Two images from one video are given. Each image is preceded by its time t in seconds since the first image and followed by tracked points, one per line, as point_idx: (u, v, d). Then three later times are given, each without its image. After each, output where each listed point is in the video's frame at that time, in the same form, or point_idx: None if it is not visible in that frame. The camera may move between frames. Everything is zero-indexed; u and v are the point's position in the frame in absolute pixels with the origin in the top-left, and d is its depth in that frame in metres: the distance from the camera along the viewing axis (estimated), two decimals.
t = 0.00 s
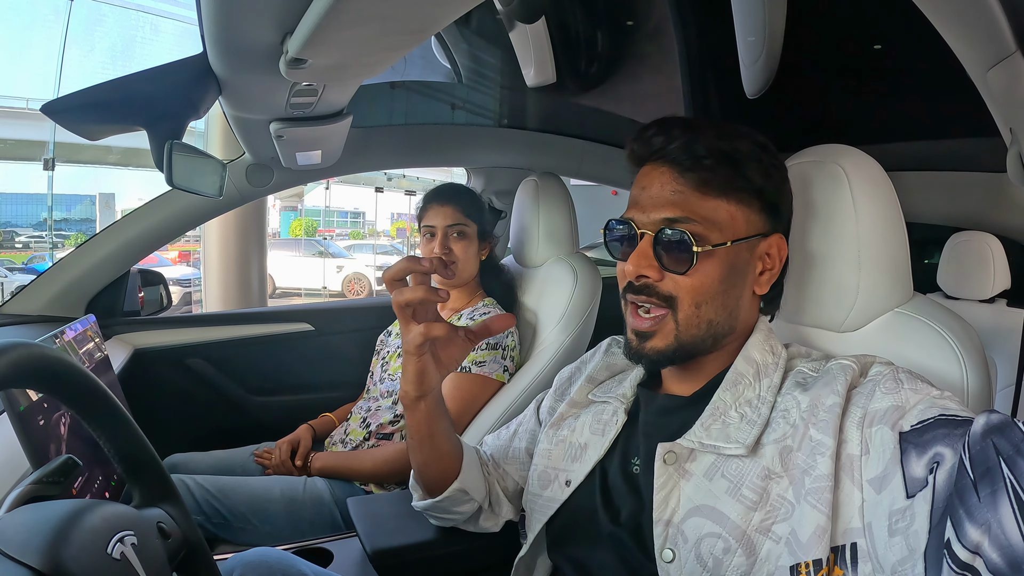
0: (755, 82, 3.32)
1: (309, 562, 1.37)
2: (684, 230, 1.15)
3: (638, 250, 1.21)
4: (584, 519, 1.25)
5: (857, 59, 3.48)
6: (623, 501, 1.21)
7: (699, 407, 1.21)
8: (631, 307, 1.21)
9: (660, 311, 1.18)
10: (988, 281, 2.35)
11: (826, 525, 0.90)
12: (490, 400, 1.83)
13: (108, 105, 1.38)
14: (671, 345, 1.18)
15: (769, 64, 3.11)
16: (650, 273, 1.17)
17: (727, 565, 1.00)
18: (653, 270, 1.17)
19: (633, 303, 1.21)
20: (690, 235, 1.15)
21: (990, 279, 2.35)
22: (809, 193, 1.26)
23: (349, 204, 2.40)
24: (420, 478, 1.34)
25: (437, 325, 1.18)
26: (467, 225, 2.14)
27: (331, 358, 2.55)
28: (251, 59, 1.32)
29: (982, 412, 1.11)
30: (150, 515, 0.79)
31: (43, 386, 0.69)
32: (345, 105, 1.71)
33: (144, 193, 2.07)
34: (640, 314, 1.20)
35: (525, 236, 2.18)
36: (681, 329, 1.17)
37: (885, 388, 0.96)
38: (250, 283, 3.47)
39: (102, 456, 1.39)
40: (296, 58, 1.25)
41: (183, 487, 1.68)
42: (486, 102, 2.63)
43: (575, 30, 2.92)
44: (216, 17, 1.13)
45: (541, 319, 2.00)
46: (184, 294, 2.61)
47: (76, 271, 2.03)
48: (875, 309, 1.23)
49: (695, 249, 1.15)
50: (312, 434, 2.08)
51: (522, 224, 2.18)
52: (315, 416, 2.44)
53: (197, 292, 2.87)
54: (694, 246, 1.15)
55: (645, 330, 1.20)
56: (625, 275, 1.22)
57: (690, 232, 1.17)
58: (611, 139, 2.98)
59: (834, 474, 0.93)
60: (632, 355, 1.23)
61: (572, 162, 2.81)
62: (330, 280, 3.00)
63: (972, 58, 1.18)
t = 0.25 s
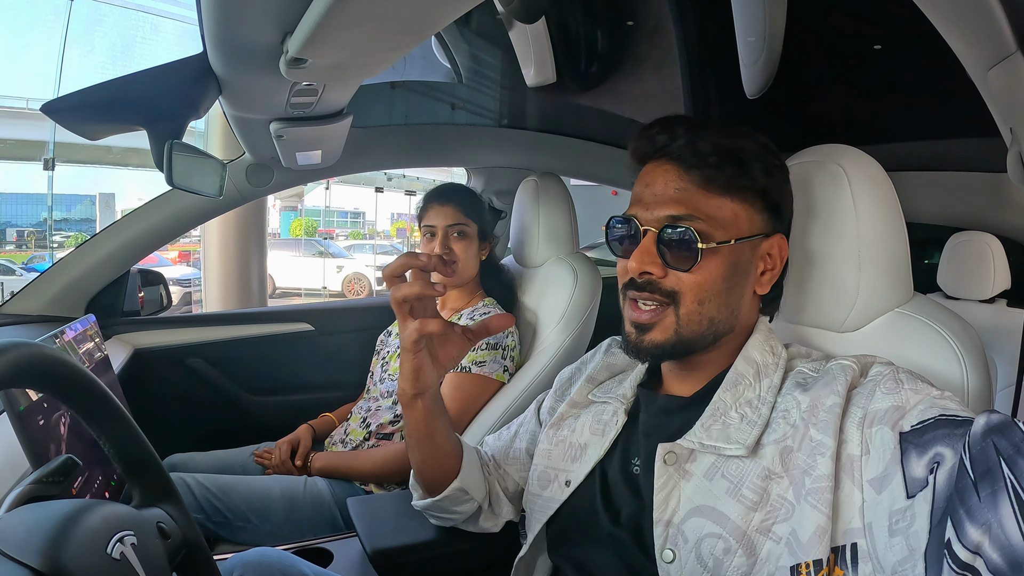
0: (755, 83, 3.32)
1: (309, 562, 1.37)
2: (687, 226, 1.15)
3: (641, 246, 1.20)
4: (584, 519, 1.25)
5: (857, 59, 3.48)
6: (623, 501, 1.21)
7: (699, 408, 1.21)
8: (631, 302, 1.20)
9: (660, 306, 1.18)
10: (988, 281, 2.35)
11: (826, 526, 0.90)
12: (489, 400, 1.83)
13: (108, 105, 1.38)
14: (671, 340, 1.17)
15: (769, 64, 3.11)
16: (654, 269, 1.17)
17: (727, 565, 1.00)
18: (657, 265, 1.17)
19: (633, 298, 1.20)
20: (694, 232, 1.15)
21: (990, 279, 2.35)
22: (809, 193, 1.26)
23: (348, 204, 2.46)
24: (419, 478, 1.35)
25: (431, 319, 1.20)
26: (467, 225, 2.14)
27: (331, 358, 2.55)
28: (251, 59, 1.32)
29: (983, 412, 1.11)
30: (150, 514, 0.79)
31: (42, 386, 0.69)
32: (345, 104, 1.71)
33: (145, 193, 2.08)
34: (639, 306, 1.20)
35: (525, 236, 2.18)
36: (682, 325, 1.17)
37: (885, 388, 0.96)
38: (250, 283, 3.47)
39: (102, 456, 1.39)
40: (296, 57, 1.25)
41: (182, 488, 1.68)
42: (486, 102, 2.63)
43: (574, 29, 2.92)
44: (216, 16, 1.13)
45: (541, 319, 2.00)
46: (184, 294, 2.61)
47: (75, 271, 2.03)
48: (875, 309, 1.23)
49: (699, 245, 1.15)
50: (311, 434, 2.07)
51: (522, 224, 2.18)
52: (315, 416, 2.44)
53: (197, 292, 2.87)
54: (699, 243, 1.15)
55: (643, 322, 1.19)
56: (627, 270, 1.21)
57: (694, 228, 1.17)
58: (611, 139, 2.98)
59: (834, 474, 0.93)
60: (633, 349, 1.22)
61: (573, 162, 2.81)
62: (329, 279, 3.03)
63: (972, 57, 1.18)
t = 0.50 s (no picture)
0: (755, 83, 3.33)
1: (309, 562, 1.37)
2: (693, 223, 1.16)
3: (646, 244, 1.21)
4: (583, 519, 1.25)
5: (857, 59, 3.48)
6: (622, 501, 1.21)
7: (699, 408, 1.21)
8: (635, 299, 1.21)
9: (663, 303, 1.18)
10: (988, 281, 2.35)
11: (825, 526, 0.90)
12: (489, 400, 1.83)
13: (109, 105, 1.38)
14: (674, 338, 1.18)
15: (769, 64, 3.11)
16: (658, 267, 1.18)
17: (727, 565, 1.00)
18: (660, 263, 1.18)
19: (636, 295, 1.21)
20: (700, 230, 1.16)
21: (990, 279, 2.35)
22: (810, 193, 1.26)
23: (349, 205, 2.48)
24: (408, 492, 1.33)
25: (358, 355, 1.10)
26: (467, 225, 2.14)
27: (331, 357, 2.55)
28: (252, 59, 1.32)
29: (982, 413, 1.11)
30: (150, 514, 0.79)
31: (43, 385, 0.69)
32: (345, 104, 1.71)
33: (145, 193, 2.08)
34: (643, 305, 1.20)
35: (525, 236, 2.18)
36: (685, 323, 1.17)
37: (884, 389, 0.96)
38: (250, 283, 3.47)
39: (102, 455, 1.39)
40: (297, 57, 1.25)
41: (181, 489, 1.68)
42: (486, 103, 2.63)
43: (575, 30, 2.92)
44: (217, 16, 1.13)
45: (541, 319, 2.00)
46: (185, 294, 2.61)
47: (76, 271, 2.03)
48: (875, 309, 1.23)
49: (704, 242, 1.15)
50: (311, 434, 2.08)
51: (523, 224, 2.18)
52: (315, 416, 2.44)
53: (197, 292, 2.87)
54: (704, 241, 1.15)
55: (647, 319, 1.19)
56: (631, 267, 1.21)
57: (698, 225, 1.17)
58: (611, 139, 2.99)
59: (834, 475, 0.93)
60: (636, 348, 1.23)
61: (573, 162, 2.81)
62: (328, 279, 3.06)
63: (972, 58, 1.18)
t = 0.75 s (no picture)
0: (754, 84, 3.33)
1: (309, 562, 1.37)
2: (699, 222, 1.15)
3: (648, 241, 1.20)
4: (583, 519, 1.25)
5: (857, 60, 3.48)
6: (622, 501, 1.21)
7: (699, 407, 1.21)
8: (639, 299, 1.21)
9: (666, 303, 1.18)
10: (988, 282, 2.35)
11: (825, 526, 0.90)
12: (489, 400, 1.83)
13: (109, 104, 1.38)
14: (677, 339, 1.18)
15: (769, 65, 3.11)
16: (661, 265, 1.17)
17: (727, 566, 1.00)
18: (663, 261, 1.17)
19: (639, 295, 1.21)
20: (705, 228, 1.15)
21: (990, 280, 2.35)
22: (809, 193, 1.26)
23: (349, 205, 2.48)
24: (426, 475, 1.36)
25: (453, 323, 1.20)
26: (467, 225, 2.14)
27: (331, 357, 2.55)
28: (252, 59, 1.32)
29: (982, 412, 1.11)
30: (150, 513, 0.79)
31: (43, 384, 0.69)
32: (345, 104, 1.71)
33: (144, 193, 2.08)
34: (646, 305, 1.20)
35: (525, 236, 2.18)
36: (688, 323, 1.17)
37: (884, 389, 0.96)
38: (250, 284, 3.47)
39: (102, 455, 1.39)
40: (297, 57, 1.25)
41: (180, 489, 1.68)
42: (486, 103, 2.64)
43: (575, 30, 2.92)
44: (217, 16, 1.13)
45: (541, 319, 2.00)
46: (184, 294, 2.61)
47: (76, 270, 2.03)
48: (875, 309, 1.23)
49: (708, 241, 1.15)
50: (311, 434, 2.07)
51: (522, 224, 2.18)
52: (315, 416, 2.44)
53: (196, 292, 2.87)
54: (709, 239, 1.15)
55: (650, 320, 1.19)
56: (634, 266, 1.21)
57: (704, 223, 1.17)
58: (611, 140, 2.99)
59: (833, 475, 0.93)
60: (638, 348, 1.23)
61: (572, 162, 2.81)
62: (329, 279, 3.11)
63: (973, 58, 1.18)
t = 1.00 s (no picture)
0: (754, 85, 3.33)
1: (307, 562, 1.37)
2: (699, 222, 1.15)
3: (648, 241, 1.19)
4: (582, 520, 1.25)
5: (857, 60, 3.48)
6: (621, 502, 1.21)
7: (697, 408, 1.21)
8: (637, 299, 1.20)
9: (665, 304, 1.17)
10: (988, 283, 2.35)
11: (824, 527, 0.90)
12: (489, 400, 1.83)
13: (108, 104, 1.38)
14: (675, 340, 1.18)
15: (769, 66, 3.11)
16: (661, 265, 1.16)
17: (726, 567, 1.00)
18: (663, 261, 1.17)
19: (637, 295, 1.20)
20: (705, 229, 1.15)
21: (989, 281, 2.34)
22: (809, 194, 1.26)
23: (348, 204, 2.52)
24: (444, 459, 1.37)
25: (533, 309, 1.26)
26: (467, 225, 2.15)
27: (330, 357, 2.56)
28: (252, 58, 1.32)
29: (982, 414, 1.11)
30: (149, 513, 0.79)
31: (42, 384, 0.69)
32: (345, 104, 1.71)
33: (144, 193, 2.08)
34: (644, 306, 1.20)
35: (525, 236, 2.17)
36: (686, 323, 1.17)
37: (883, 390, 0.96)
38: (250, 284, 3.46)
39: (101, 454, 1.39)
40: (297, 57, 1.24)
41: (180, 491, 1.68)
42: (486, 103, 2.64)
43: (574, 30, 2.92)
44: (216, 15, 1.13)
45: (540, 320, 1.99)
46: (184, 294, 2.61)
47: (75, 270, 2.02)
48: (875, 310, 1.23)
49: (708, 242, 1.14)
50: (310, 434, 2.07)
51: (522, 224, 2.18)
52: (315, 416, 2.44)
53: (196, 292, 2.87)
54: (708, 240, 1.14)
55: (648, 321, 1.19)
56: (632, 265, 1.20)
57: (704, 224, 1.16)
58: (611, 140, 2.99)
59: (832, 476, 0.93)
60: (634, 349, 1.22)
61: (572, 163, 2.81)
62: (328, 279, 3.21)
63: (973, 60, 1.18)
